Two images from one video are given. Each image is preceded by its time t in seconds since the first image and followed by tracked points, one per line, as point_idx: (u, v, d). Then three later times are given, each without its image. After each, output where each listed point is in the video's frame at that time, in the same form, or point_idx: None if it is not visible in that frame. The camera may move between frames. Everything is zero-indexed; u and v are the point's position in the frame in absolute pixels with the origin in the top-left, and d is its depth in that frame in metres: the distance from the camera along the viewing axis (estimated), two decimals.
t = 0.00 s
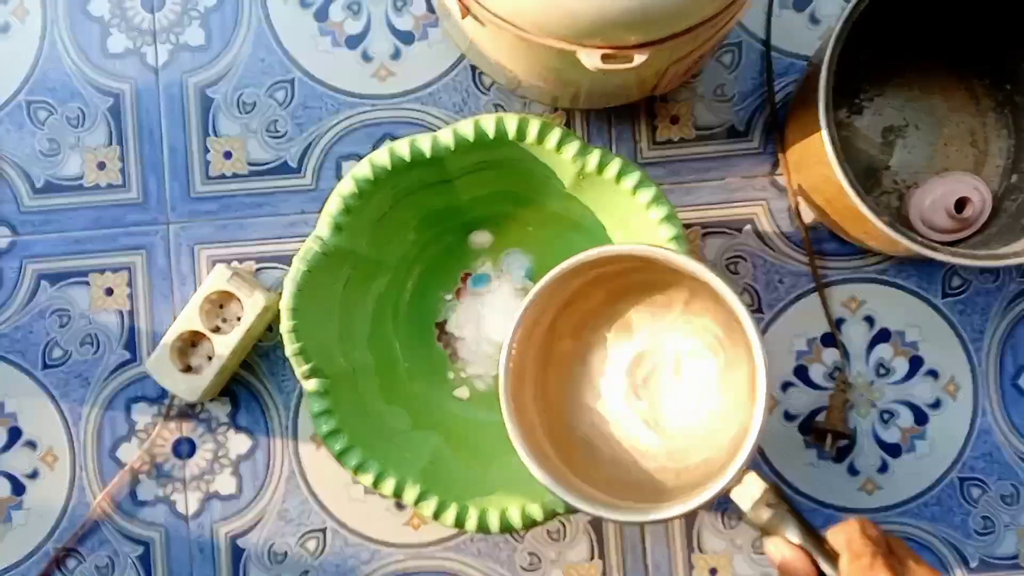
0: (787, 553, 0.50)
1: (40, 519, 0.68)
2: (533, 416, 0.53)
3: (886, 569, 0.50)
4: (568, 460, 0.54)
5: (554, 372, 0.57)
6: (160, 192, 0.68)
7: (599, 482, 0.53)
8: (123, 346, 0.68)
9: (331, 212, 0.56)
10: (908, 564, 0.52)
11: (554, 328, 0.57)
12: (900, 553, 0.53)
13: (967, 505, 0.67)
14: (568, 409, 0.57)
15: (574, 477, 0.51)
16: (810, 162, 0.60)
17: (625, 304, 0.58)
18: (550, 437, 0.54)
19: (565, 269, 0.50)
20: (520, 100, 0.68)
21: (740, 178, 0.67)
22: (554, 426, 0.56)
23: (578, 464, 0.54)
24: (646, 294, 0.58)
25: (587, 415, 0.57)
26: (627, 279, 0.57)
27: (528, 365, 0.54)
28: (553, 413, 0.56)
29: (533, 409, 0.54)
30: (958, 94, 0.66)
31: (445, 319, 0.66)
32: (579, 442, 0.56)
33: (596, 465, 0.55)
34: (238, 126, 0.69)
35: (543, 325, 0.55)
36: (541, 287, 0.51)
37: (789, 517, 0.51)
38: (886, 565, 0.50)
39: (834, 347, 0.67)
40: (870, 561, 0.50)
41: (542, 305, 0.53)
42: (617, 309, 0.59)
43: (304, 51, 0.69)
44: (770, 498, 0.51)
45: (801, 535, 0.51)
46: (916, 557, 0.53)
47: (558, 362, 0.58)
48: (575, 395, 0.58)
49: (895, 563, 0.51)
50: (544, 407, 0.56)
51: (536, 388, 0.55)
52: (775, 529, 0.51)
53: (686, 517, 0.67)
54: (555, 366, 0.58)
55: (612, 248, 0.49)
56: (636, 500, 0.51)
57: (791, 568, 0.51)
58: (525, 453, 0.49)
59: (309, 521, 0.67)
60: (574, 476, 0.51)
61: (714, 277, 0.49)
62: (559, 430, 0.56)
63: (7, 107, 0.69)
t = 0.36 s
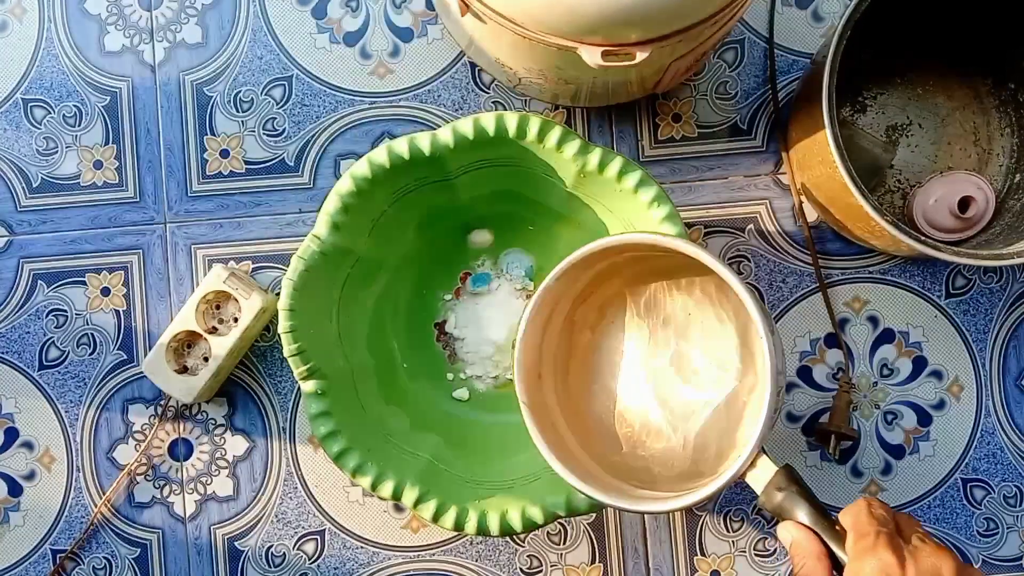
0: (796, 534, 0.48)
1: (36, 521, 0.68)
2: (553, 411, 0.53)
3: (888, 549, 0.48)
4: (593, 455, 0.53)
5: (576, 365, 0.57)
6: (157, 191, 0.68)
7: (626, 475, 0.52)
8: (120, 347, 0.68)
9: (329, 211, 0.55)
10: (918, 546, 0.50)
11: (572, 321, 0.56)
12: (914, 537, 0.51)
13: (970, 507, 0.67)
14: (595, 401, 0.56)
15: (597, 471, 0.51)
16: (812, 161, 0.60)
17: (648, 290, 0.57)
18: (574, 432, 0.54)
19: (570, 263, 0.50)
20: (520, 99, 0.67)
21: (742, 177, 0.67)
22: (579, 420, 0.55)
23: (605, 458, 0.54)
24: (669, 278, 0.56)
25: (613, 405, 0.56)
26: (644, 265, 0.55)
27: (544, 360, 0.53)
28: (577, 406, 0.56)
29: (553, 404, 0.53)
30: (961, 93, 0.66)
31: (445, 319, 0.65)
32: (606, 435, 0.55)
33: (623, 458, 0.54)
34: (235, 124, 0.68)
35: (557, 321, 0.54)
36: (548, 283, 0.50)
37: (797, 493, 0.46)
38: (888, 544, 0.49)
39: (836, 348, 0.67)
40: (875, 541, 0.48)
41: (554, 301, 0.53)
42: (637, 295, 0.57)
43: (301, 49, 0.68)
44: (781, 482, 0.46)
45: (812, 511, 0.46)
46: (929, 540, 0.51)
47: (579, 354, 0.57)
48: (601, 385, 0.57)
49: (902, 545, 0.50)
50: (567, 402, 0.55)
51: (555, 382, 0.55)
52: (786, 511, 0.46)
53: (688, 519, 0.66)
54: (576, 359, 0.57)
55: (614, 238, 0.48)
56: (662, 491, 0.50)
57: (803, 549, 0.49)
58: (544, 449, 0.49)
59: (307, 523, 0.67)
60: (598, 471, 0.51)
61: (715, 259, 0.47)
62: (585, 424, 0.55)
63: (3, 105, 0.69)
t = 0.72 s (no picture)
0: (802, 530, 0.47)
1: (36, 521, 0.68)
2: (560, 414, 0.53)
3: (890, 543, 0.46)
4: (603, 458, 0.53)
5: (581, 366, 0.57)
6: (157, 191, 0.68)
7: (634, 477, 0.52)
8: (120, 347, 0.68)
9: (329, 211, 0.55)
10: (921, 538, 0.48)
11: (576, 323, 0.56)
12: (919, 528, 0.49)
13: (970, 507, 0.67)
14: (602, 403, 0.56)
15: (606, 473, 0.51)
16: (812, 161, 0.60)
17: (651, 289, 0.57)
18: (582, 435, 0.54)
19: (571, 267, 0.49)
20: (520, 99, 0.67)
21: (742, 177, 0.67)
22: (587, 423, 0.55)
23: (615, 460, 0.53)
24: (671, 276, 0.56)
25: (619, 404, 0.56)
26: (646, 264, 0.55)
27: (547, 364, 0.53)
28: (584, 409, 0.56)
29: (559, 407, 0.53)
30: (961, 93, 0.66)
31: (445, 320, 0.65)
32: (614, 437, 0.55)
33: (632, 458, 0.54)
34: (235, 124, 0.68)
35: (560, 325, 0.54)
36: (551, 288, 0.50)
37: (804, 490, 0.46)
38: (890, 538, 0.46)
39: (837, 348, 0.67)
40: (877, 535, 0.46)
41: (557, 305, 0.52)
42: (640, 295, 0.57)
43: (301, 49, 0.68)
44: (786, 479, 0.47)
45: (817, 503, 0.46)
46: (934, 530, 0.48)
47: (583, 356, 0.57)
48: (607, 386, 0.57)
49: (905, 538, 0.47)
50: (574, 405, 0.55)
51: (561, 386, 0.55)
52: (791, 507, 0.47)
53: (688, 519, 0.66)
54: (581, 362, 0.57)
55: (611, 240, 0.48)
56: (671, 492, 0.50)
57: (809, 544, 0.48)
58: (551, 453, 0.49)
59: (307, 523, 0.67)
60: (608, 474, 0.51)
61: (713, 257, 0.47)
62: (592, 427, 0.55)
63: (3, 105, 0.69)
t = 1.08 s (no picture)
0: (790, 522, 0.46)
1: (36, 521, 0.68)
2: (552, 412, 0.53)
3: (875, 534, 0.46)
4: (594, 454, 0.53)
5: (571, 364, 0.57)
6: (157, 191, 0.68)
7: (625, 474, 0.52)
8: (120, 347, 0.68)
9: (330, 211, 0.56)
10: (906, 528, 0.48)
11: (564, 322, 0.56)
12: (903, 517, 0.49)
13: (970, 507, 0.67)
14: (591, 400, 0.56)
15: (598, 470, 0.51)
16: (812, 161, 0.60)
17: (638, 286, 0.57)
18: (574, 433, 0.54)
19: (560, 264, 0.49)
20: (520, 99, 0.67)
21: (742, 177, 0.67)
22: (578, 420, 0.55)
23: (606, 457, 0.53)
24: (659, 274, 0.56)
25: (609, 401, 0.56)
26: (634, 262, 0.55)
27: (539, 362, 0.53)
28: (573, 406, 0.56)
29: (551, 406, 0.53)
30: (961, 93, 0.66)
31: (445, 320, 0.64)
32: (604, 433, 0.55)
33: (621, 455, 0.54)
34: (236, 125, 0.68)
35: (550, 325, 0.54)
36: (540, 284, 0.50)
37: (791, 483, 0.46)
38: (876, 529, 0.46)
39: (836, 348, 0.67)
40: (862, 526, 0.46)
41: (547, 302, 0.52)
42: (626, 292, 0.57)
43: (302, 49, 0.68)
44: (773, 471, 0.46)
45: (805, 495, 0.46)
46: (918, 519, 0.49)
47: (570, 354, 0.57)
48: (597, 384, 0.57)
49: (889, 528, 0.47)
50: (564, 402, 0.55)
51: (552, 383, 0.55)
52: (779, 499, 0.46)
53: (687, 519, 0.66)
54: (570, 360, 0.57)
55: (598, 237, 0.48)
56: (662, 486, 0.50)
57: (797, 537, 0.46)
58: (543, 451, 0.49)
59: (307, 523, 0.67)
60: (599, 471, 0.51)
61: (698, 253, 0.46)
62: (583, 424, 0.55)
63: (3, 106, 0.69)
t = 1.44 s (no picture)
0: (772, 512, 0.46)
1: (36, 521, 0.68)
2: (547, 405, 0.53)
3: (851, 519, 0.45)
4: (591, 447, 0.53)
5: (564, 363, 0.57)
6: (157, 191, 0.68)
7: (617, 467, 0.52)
8: (121, 347, 0.68)
9: (330, 212, 0.56)
10: (883, 513, 0.46)
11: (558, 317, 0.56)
12: (881, 503, 0.47)
13: (970, 507, 0.67)
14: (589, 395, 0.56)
15: (593, 462, 0.51)
16: (812, 161, 0.60)
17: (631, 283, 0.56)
18: (570, 426, 0.54)
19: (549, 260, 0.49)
20: (519, 99, 0.67)
21: (742, 177, 0.67)
22: (574, 414, 0.55)
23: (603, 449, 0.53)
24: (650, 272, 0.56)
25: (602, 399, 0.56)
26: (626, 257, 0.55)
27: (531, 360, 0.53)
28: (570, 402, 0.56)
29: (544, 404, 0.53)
30: (961, 93, 0.66)
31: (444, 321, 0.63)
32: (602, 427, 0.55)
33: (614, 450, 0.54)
34: (236, 125, 0.68)
35: (544, 319, 0.54)
36: (530, 281, 0.50)
37: (775, 469, 0.45)
38: (852, 515, 0.45)
39: (836, 348, 0.67)
40: (837, 512, 0.45)
41: (538, 299, 0.52)
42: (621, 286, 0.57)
43: (302, 49, 0.68)
44: (758, 459, 0.45)
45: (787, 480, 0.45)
46: (896, 504, 0.47)
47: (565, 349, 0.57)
48: (594, 379, 0.57)
49: (867, 512, 0.46)
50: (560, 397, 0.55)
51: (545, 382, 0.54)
52: (764, 487, 0.45)
53: (687, 519, 0.66)
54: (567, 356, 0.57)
55: (585, 230, 0.47)
56: (656, 476, 0.49)
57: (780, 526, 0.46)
58: (536, 442, 0.49)
59: (307, 523, 0.67)
60: (595, 462, 0.51)
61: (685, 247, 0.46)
62: (580, 418, 0.55)
63: (3, 105, 0.69)
